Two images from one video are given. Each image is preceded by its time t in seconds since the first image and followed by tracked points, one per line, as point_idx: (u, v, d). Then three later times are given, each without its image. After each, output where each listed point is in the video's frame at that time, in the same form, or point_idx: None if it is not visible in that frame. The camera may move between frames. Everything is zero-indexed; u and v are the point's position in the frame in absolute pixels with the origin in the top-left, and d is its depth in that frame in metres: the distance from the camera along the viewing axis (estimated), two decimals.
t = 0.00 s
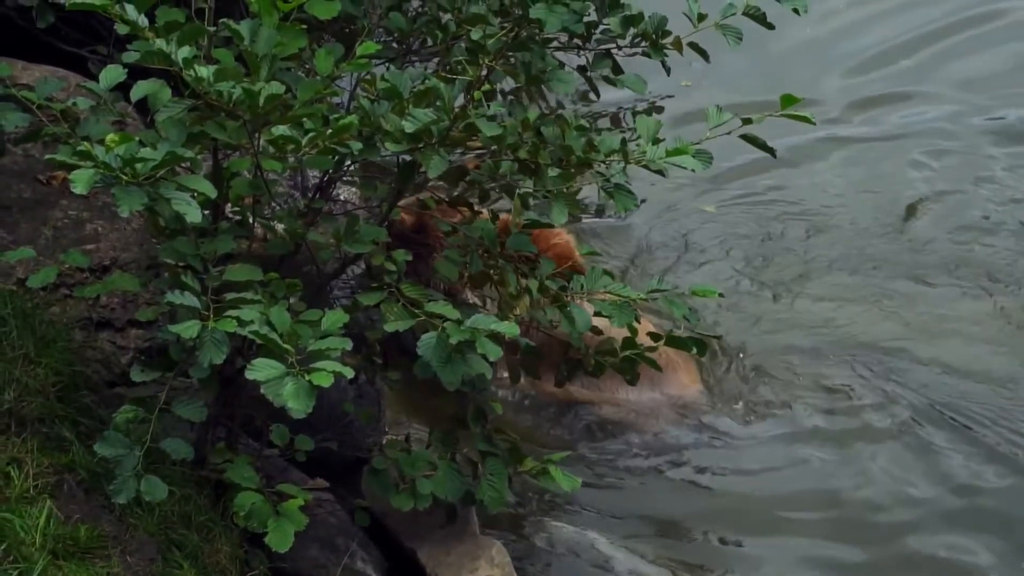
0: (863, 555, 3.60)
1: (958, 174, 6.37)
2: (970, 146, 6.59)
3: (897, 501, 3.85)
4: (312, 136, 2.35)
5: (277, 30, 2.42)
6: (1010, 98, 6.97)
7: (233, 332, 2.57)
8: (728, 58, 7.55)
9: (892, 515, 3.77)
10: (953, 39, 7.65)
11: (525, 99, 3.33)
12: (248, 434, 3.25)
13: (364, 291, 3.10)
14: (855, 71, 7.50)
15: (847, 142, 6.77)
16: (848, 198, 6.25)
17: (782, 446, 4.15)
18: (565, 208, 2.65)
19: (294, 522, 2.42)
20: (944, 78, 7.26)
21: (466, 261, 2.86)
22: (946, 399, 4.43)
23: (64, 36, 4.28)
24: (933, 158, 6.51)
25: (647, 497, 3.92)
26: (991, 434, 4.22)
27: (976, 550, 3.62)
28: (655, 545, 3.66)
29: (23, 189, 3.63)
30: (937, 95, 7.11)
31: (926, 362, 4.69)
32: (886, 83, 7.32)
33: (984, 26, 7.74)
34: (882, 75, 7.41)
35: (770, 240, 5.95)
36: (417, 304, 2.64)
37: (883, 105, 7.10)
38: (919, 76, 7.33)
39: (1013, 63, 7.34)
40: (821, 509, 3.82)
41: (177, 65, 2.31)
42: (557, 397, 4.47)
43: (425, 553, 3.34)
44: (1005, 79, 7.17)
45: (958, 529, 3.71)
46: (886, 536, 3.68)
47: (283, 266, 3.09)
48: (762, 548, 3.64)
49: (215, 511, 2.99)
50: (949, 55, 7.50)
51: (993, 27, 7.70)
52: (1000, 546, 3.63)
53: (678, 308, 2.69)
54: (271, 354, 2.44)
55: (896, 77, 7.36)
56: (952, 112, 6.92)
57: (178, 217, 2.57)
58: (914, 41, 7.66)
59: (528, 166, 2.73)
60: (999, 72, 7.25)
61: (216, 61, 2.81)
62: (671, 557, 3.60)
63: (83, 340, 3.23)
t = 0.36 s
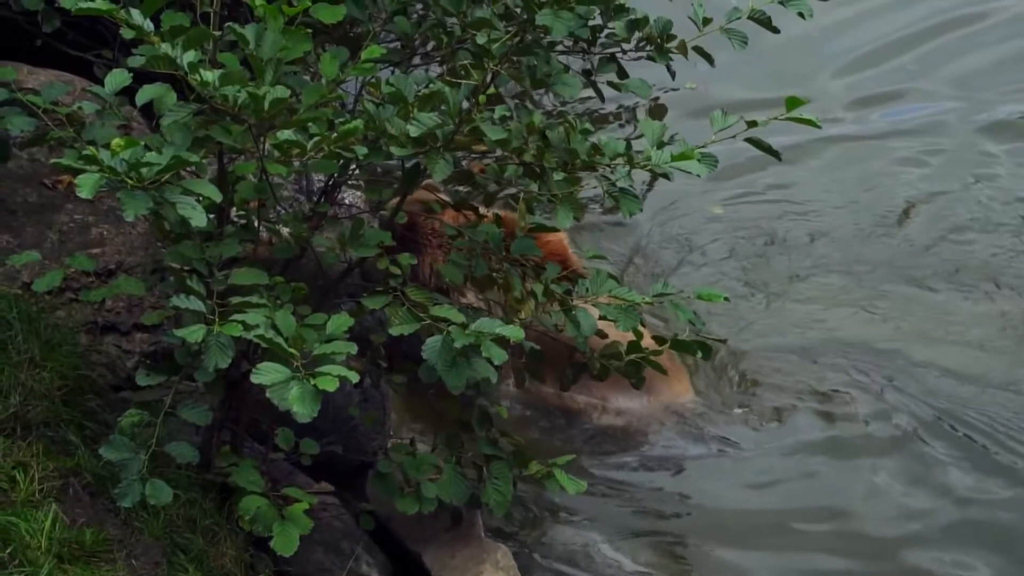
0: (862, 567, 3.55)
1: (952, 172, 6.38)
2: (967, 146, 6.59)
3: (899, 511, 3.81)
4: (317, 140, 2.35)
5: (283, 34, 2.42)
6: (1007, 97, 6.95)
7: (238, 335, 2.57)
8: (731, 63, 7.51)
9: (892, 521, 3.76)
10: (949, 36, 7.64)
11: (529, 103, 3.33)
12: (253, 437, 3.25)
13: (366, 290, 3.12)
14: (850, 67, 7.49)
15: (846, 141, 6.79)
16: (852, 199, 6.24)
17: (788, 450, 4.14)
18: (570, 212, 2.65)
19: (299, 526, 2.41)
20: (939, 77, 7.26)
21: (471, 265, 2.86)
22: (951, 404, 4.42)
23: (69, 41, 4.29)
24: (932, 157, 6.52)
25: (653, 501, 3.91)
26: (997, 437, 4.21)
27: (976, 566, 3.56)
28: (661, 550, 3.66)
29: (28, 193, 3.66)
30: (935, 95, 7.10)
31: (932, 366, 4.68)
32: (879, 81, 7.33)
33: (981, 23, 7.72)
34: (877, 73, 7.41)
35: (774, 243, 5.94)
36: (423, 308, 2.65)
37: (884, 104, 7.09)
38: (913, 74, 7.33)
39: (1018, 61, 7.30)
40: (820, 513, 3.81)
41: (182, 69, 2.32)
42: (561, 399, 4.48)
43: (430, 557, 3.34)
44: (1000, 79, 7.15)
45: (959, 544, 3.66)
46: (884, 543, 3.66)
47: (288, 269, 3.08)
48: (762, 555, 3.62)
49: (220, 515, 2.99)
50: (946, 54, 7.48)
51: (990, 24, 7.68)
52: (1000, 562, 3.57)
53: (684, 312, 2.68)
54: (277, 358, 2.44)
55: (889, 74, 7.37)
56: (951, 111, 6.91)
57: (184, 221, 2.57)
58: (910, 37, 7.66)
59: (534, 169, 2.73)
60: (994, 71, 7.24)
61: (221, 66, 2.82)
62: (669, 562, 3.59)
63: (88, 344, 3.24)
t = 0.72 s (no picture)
0: None
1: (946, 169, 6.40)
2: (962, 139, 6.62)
3: (901, 523, 3.78)
4: (323, 144, 2.36)
5: (288, 38, 2.43)
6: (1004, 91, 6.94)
7: (243, 339, 2.57)
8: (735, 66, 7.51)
9: (903, 529, 3.75)
10: (947, 30, 7.63)
11: (535, 106, 3.34)
12: (259, 441, 3.25)
13: (370, 297, 3.12)
14: (847, 62, 7.51)
15: (847, 138, 6.80)
16: (855, 200, 6.23)
17: (792, 457, 4.14)
18: (575, 216, 2.65)
19: (304, 529, 2.40)
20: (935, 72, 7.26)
21: (476, 269, 2.86)
22: (958, 408, 4.41)
23: (75, 45, 4.31)
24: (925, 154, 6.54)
25: (657, 504, 3.91)
26: (1002, 440, 4.21)
27: None
28: (667, 555, 3.65)
29: (34, 197, 3.65)
30: (933, 91, 7.10)
31: (938, 369, 4.66)
32: (874, 77, 7.36)
33: (979, 18, 7.70)
34: (874, 69, 7.43)
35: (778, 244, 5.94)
36: (428, 311, 2.65)
37: (883, 101, 7.10)
38: (909, 71, 7.34)
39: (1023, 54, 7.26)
40: (831, 525, 3.79)
41: (188, 73, 2.32)
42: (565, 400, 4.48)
43: (435, 561, 3.34)
44: (997, 73, 7.14)
45: (958, 558, 3.63)
46: (899, 554, 3.65)
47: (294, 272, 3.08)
48: (765, 567, 3.60)
49: (226, 518, 2.99)
50: (944, 49, 7.47)
51: (987, 18, 7.66)
52: None
53: (689, 316, 2.68)
54: (282, 362, 2.44)
55: (885, 70, 7.39)
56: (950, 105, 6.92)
57: (189, 225, 2.57)
58: (908, 32, 7.66)
59: (539, 172, 2.73)
60: (990, 65, 7.23)
61: (226, 70, 2.83)
62: (679, 570, 3.58)
63: (94, 348, 3.25)
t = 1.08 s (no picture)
0: None
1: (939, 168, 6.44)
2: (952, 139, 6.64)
3: (905, 537, 3.79)
4: (328, 149, 2.36)
5: (293, 42, 2.42)
6: (1003, 93, 6.95)
7: (249, 344, 2.57)
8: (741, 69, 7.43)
9: (917, 543, 3.77)
10: (947, 27, 7.62)
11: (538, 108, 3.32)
12: (264, 445, 3.26)
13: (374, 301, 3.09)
14: (850, 56, 7.48)
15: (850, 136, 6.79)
16: (860, 204, 6.24)
17: (797, 464, 4.13)
18: (581, 220, 2.64)
19: (310, 533, 2.41)
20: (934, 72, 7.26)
21: (481, 273, 2.88)
22: (963, 415, 4.39)
23: (81, 50, 4.32)
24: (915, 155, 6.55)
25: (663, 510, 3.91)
26: (1004, 446, 4.21)
27: None
28: (673, 562, 3.65)
29: (40, 202, 3.66)
30: (933, 91, 7.10)
31: (944, 375, 4.65)
32: (875, 75, 7.35)
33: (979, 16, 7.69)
34: (873, 66, 7.41)
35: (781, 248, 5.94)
36: (433, 316, 2.65)
37: (884, 99, 7.09)
38: (908, 69, 7.33)
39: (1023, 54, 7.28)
40: (845, 538, 3.80)
41: (194, 78, 2.33)
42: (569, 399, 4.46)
43: (441, 565, 3.34)
44: (995, 76, 7.15)
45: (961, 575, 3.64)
46: (910, 568, 3.67)
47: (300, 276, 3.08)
48: None
49: (231, 523, 2.99)
50: (944, 47, 7.46)
51: (987, 16, 7.65)
52: None
53: (694, 321, 2.68)
54: (288, 366, 2.44)
55: (885, 67, 7.38)
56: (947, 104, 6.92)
57: (194, 229, 2.57)
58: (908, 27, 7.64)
59: (545, 177, 2.75)
60: (988, 67, 7.23)
61: (232, 74, 2.83)
62: None
63: (99, 352, 3.25)
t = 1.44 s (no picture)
0: None
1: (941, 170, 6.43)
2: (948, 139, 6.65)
3: (910, 552, 3.76)
4: (336, 155, 2.36)
5: (301, 48, 2.42)
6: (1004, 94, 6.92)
7: (257, 349, 2.57)
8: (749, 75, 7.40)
9: (922, 559, 3.73)
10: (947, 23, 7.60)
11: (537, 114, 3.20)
12: (271, 450, 3.26)
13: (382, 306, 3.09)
14: (850, 54, 7.48)
15: (854, 135, 6.78)
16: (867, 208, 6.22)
17: (804, 473, 4.13)
18: (588, 226, 2.65)
19: (317, 538, 2.40)
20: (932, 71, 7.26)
21: (488, 279, 2.88)
22: (973, 424, 4.37)
23: (89, 55, 4.34)
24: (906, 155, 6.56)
25: (669, 519, 3.91)
26: (1012, 454, 4.19)
27: None
28: (681, 570, 3.65)
29: (48, 208, 3.69)
30: (936, 92, 7.07)
31: (953, 384, 4.63)
32: (874, 74, 7.35)
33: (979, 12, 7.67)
34: (873, 67, 7.40)
35: (786, 252, 5.93)
36: (441, 321, 2.65)
37: (886, 99, 7.09)
38: (908, 68, 7.33)
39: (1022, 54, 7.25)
40: (854, 553, 3.77)
41: (202, 84, 2.33)
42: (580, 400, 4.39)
43: (450, 571, 3.36)
44: (993, 74, 7.14)
45: None
46: None
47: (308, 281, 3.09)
48: None
49: (239, 528, 2.99)
50: (944, 48, 7.44)
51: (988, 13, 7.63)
52: None
53: (702, 327, 2.67)
54: (295, 372, 2.44)
55: (885, 67, 7.38)
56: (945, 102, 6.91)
57: (202, 235, 2.58)
58: (909, 24, 7.64)
59: (552, 182, 2.74)
60: (987, 65, 7.22)
61: (240, 80, 2.84)
62: None
63: (107, 357, 3.26)
